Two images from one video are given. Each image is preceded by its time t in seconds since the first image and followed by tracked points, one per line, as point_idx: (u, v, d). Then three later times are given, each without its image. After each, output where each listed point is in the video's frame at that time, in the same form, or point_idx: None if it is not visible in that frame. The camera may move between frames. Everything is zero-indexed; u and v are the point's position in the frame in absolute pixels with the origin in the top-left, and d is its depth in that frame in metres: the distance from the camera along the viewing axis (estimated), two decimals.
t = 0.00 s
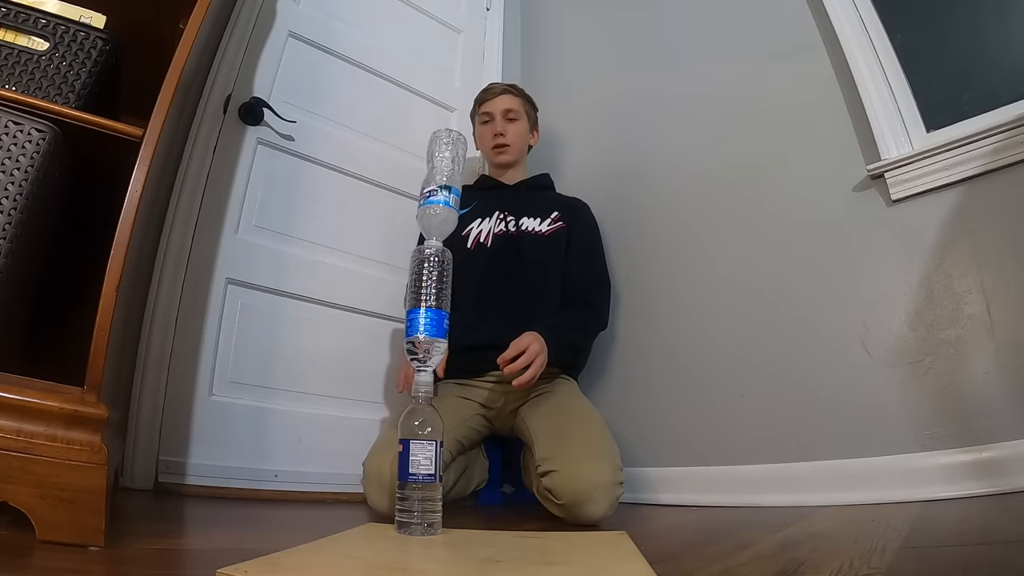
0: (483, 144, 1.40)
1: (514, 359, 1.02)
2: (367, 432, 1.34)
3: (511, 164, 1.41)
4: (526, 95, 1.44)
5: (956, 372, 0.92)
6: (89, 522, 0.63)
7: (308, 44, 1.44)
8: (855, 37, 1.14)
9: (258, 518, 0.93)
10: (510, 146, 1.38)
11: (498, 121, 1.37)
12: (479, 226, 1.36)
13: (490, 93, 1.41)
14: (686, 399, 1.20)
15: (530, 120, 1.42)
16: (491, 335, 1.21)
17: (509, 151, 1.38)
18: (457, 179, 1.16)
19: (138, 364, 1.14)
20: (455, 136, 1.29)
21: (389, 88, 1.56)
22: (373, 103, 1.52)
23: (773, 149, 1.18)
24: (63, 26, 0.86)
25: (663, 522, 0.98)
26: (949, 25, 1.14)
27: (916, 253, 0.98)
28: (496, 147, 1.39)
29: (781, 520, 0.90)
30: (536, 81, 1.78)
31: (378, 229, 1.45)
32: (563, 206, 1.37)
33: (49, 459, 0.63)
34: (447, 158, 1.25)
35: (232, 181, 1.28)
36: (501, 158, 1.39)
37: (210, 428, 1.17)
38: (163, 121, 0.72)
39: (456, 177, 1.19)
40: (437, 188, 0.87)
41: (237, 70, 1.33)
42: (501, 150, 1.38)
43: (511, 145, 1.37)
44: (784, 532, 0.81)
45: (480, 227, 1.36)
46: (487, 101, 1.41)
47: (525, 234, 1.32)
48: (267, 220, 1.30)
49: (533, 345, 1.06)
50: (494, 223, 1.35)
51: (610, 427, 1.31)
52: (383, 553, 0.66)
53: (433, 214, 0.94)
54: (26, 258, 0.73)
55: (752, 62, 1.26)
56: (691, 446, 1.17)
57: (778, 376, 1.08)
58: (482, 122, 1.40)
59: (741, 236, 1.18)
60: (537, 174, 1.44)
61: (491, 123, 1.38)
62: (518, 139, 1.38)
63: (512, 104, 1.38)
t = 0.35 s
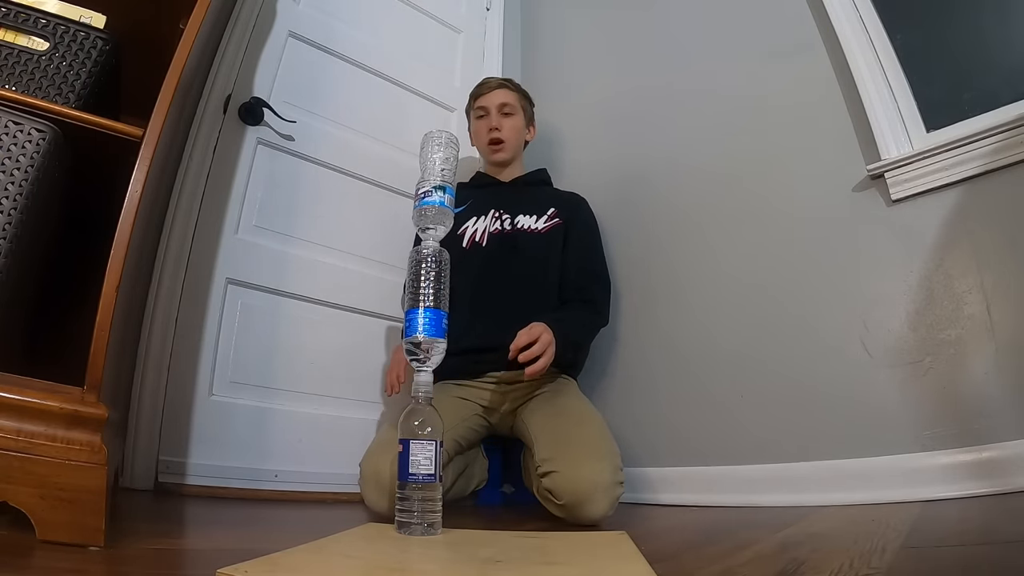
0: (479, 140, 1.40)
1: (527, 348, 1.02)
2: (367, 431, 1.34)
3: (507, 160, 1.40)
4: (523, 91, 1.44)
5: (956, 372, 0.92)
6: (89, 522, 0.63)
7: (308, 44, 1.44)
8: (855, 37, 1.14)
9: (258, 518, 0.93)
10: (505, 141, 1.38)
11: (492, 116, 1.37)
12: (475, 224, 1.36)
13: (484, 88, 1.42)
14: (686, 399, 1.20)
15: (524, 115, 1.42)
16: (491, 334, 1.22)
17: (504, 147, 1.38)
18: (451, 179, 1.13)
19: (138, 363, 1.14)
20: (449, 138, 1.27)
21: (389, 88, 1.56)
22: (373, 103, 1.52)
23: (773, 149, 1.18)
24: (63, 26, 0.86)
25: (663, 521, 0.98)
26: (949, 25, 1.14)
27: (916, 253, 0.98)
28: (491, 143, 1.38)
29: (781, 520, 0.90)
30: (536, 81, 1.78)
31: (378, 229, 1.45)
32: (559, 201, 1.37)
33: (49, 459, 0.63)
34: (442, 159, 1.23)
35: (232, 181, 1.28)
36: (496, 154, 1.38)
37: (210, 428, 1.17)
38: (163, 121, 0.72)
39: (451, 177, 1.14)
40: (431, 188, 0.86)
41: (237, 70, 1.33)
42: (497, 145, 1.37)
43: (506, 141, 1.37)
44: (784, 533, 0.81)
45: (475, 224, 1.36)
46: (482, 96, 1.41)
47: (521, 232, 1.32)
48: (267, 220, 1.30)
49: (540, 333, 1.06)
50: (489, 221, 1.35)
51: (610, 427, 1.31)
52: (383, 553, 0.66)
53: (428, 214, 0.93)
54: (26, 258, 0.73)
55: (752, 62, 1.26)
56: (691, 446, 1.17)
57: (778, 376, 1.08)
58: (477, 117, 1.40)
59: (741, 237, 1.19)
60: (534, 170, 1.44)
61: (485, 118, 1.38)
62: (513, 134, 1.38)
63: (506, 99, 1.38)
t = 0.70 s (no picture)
0: (479, 144, 1.40)
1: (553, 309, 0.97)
2: (367, 432, 1.34)
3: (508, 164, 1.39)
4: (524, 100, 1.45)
5: (956, 372, 0.92)
6: (89, 522, 0.63)
7: (308, 44, 1.44)
8: (855, 37, 1.14)
9: (258, 518, 0.93)
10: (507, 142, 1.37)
11: (494, 117, 1.37)
12: (476, 232, 1.35)
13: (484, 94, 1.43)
14: (686, 399, 1.20)
15: (526, 123, 1.44)
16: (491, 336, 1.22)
17: (505, 148, 1.37)
18: (455, 178, 1.13)
19: (138, 363, 1.14)
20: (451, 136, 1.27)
21: (389, 88, 1.56)
22: (373, 103, 1.52)
23: (773, 150, 1.18)
24: (63, 26, 0.86)
25: (663, 522, 0.98)
26: (949, 25, 1.14)
27: (916, 253, 0.98)
28: (493, 144, 1.38)
29: (781, 520, 0.90)
30: (536, 81, 1.78)
31: (378, 229, 1.45)
32: (559, 208, 1.37)
33: (49, 459, 0.63)
34: (445, 159, 1.23)
35: (232, 181, 1.28)
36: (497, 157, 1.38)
37: (210, 428, 1.17)
38: (163, 121, 0.72)
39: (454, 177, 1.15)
40: (434, 188, 0.86)
41: (237, 70, 1.33)
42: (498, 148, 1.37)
43: (506, 144, 1.37)
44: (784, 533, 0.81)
45: (476, 232, 1.35)
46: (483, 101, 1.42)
47: (522, 239, 1.32)
48: (267, 220, 1.30)
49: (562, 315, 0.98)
50: (490, 229, 1.35)
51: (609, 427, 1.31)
52: (383, 553, 0.66)
53: (432, 214, 0.93)
54: (26, 258, 0.73)
55: (752, 62, 1.26)
56: (691, 446, 1.17)
57: (778, 376, 1.08)
58: (478, 120, 1.40)
59: (741, 237, 1.18)
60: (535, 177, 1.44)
61: (487, 120, 1.38)
62: (515, 135, 1.38)
63: (508, 103, 1.39)
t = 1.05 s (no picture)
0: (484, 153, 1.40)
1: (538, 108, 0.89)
2: (367, 432, 1.34)
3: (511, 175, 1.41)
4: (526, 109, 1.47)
5: (956, 372, 0.92)
6: (89, 522, 0.63)
7: (308, 44, 1.44)
8: (855, 37, 1.14)
9: (257, 518, 0.93)
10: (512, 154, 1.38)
11: (500, 130, 1.37)
12: (479, 222, 1.37)
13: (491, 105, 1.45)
14: (686, 398, 1.20)
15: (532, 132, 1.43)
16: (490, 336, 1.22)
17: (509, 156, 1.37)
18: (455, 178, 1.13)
19: (138, 363, 1.14)
20: (451, 135, 1.27)
21: (389, 88, 1.56)
22: (373, 103, 1.52)
23: (773, 150, 1.18)
24: (63, 26, 0.86)
25: (662, 522, 0.98)
26: (949, 25, 1.14)
27: (916, 253, 0.98)
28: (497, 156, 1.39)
29: (781, 521, 0.90)
30: (536, 81, 1.78)
31: (378, 229, 1.45)
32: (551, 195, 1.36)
33: (49, 459, 0.63)
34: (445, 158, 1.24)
35: (232, 181, 1.28)
36: (502, 165, 1.38)
37: (210, 428, 1.17)
38: (163, 121, 0.72)
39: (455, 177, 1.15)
40: (434, 188, 0.86)
41: (237, 70, 1.33)
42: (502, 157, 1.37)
43: (511, 153, 1.37)
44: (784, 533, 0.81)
45: (479, 222, 1.37)
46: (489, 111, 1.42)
47: (523, 231, 1.33)
48: (267, 220, 1.30)
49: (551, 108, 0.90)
50: (493, 220, 1.36)
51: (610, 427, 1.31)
52: (383, 553, 0.66)
53: (432, 213, 0.93)
54: (26, 258, 0.73)
55: (752, 63, 1.26)
56: (691, 446, 1.17)
57: (778, 377, 1.08)
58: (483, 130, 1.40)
59: (741, 237, 1.18)
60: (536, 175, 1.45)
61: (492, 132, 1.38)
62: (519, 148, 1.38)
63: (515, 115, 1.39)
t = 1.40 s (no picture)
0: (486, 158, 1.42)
1: None
2: (367, 432, 1.34)
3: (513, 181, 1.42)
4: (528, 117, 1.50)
5: (956, 372, 0.92)
6: (89, 522, 0.63)
7: (308, 44, 1.44)
8: (855, 37, 1.14)
9: (257, 518, 0.93)
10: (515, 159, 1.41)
11: (502, 134, 1.40)
12: (483, 223, 1.37)
13: (492, 112, 1.47)
14: (686, 398, 1.20)
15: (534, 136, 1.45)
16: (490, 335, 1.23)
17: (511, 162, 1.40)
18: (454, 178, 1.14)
19: (138, 363, 1.14)
20: (449, 135, 1.27)
21: (388, 88, 1.56)
22: (373, 103, 1.52)
23: (773, 150, 1.18)
24: (63, 26, 0.86)
25: (662, 522, 0.98)
26: (948, 26, 1.14)
27: (916, 253, 0.98)
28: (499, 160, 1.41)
29: (781, 521, 0.90)
30: (536, 82, 1.78)
31: (378, 228, 1.45)
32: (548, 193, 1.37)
33: (49, 459, 0.63)
34: (442, 159, 1.23)
35: (232, 181, 1.28)
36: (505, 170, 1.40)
37: (210, 427, 1.17)
38: (163, 121, 0.72)
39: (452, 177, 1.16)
40: (433, 188, 0.86)
41: (237, 70, 1.33)
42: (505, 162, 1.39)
43: (513, 158, 1.40)
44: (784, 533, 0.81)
45: (483, 223, 1.37)
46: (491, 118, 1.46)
47: (524, 233, 1.33)
48: (267, 220, 1.30)
49: None
50: (495, 222, 1.36)
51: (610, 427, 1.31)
52: (382, 553, 0.66)
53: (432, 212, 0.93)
54: (26, 258, 0.73)
55: (752, 63, 1.26)
56: (691, 445, 1.17)
57: (778, 376, 1.08)
58: (484, 136, 1.43)
59: (741, 238, 1.18)
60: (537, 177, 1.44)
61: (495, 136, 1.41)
62: (522, 151, 1.41)
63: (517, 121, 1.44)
